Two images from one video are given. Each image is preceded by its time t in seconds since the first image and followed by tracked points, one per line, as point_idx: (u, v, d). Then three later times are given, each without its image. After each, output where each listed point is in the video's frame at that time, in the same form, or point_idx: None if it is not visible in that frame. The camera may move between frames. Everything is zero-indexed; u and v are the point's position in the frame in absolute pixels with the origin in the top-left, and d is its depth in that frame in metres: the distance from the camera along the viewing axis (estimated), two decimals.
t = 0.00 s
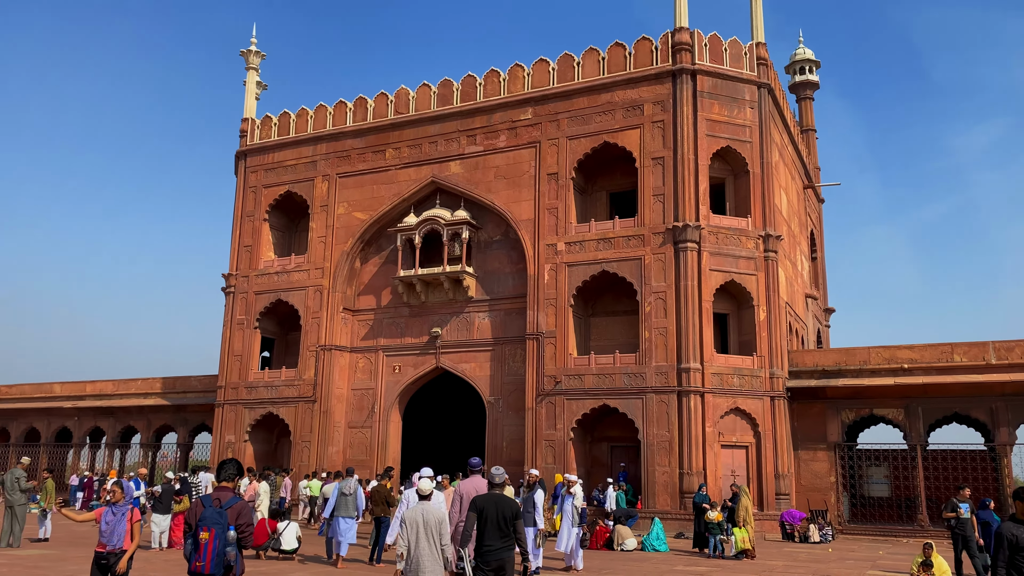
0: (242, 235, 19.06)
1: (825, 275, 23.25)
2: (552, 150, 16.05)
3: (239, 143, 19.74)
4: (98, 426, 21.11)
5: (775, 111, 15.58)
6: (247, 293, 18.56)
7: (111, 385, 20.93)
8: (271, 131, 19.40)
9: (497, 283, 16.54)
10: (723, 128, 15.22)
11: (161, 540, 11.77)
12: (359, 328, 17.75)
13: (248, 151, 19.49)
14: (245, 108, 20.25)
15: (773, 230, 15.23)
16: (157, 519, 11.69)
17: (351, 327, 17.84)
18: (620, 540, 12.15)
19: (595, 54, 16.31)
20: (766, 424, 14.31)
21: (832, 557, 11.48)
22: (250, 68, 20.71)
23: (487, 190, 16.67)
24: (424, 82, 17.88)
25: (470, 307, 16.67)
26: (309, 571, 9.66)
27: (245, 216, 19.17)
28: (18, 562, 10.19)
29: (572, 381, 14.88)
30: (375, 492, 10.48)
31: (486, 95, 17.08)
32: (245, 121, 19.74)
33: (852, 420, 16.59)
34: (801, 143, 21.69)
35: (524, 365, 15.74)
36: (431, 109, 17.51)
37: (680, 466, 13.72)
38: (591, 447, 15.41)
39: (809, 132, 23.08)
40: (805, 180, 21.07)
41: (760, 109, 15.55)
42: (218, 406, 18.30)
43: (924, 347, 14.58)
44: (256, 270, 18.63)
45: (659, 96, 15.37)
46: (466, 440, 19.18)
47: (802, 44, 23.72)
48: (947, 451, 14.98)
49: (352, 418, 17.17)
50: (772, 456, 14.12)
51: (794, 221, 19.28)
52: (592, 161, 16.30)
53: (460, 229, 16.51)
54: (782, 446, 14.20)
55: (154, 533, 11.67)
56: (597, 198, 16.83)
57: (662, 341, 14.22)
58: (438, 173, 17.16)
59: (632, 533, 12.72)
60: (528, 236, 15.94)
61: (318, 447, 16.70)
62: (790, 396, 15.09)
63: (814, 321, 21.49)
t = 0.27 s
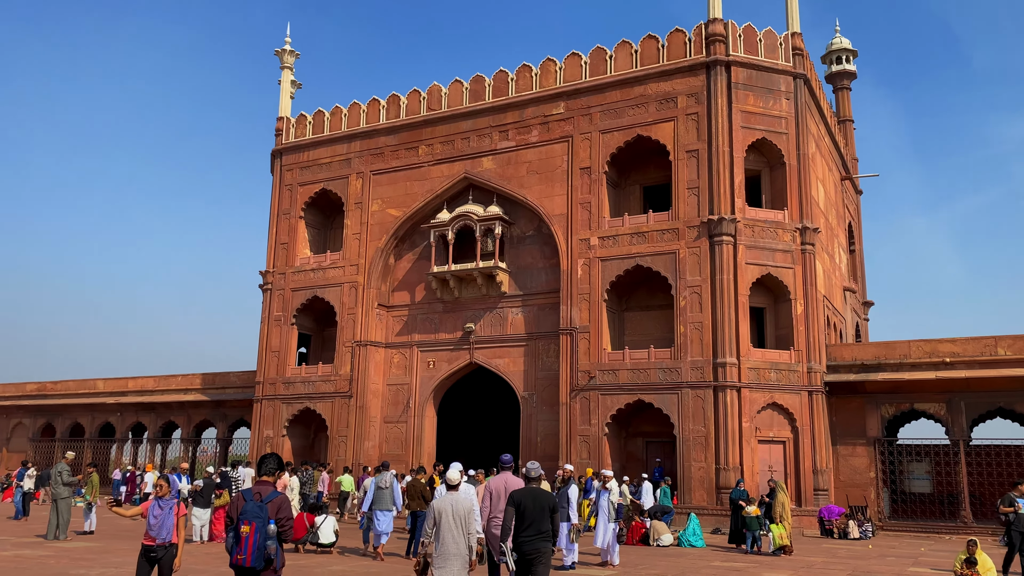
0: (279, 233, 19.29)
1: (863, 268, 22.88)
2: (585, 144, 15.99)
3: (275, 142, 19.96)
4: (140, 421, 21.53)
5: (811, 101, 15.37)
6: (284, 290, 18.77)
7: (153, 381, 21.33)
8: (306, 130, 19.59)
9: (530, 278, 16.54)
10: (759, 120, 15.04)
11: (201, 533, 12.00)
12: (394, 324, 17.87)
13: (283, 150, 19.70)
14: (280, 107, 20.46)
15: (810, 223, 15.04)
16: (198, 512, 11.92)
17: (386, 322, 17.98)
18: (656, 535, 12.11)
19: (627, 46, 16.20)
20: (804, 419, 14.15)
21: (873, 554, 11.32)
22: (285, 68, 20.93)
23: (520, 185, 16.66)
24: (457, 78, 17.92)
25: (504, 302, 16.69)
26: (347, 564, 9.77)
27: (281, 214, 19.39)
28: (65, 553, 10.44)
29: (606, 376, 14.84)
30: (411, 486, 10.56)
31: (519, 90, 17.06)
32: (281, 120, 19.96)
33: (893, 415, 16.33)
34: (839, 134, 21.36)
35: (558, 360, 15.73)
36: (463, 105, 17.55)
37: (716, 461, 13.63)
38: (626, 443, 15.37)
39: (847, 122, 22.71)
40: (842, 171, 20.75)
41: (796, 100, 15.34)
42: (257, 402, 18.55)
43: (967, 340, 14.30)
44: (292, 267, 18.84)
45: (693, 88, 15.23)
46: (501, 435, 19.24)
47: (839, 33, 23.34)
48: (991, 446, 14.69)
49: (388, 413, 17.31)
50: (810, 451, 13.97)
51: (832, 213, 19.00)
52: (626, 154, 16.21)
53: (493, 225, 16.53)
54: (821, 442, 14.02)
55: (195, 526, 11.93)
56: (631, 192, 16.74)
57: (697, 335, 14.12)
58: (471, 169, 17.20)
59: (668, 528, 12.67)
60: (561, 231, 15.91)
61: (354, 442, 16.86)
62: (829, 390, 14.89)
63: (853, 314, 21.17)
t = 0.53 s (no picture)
0: (313, 230, 19.47)
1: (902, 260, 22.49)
2: (617, 138, 15.91)
3: (308, 140, 20.14)
4: (180, 417, 21.89)
5: (848, 91, 15.13)
6: (319, 286, 18.95)
7: (192, 378, 21.68)
8: (339, 128, 19.74)
9: (563, 273, 16.50)
10: (794, 111, 14.84)
11: (240, 528, 12.14)
12: (427, 320, 17.96)
13: (317, 148, 19.88)
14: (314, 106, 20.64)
15: (847, 214, 14.81)
16: (236, 507, 12.04)
17: (419, 318, 18.07)
18: (692, 530, 12.05)
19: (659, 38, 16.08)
20: (842, 413, 13.96)
21: (914, 550, 11.14)
22: (318, 66, 21.10)
23: (552, 180, 16.62)
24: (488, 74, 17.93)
25: (537, 297, 16.69)
26: (383, 558, 9.86)
27: (315, 212, 19.57)
28: (109, 546, 10.66)
29: (640, 370, 14.77)
30: (446, 481, 10.61)
31: (550, 84, 17.01)
32: (314, 118, 20.13)
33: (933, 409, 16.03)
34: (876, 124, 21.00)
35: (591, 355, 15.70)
36: (495, 100, 17.55)
37: (752, 455, 13.50)
38: (660, 438, 15.29)
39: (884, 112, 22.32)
40: (879, 162, 20.41)
41: (832, 90, 15.11)
42: (293, 397, 18.76)
43: (1011, 333, 13.99)
44: (327, 264, 19.01)
45: (727, 80, 15.06)
46: (535, 430, 19.25)
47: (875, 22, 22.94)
48: None
49: (422, 408, 17.40)
50: (848, 445, 13.79)
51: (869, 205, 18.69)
52: (658, 147, 16.09)
53: (525, 220, 16.52)
54: (859, 436, 13.83)
55: (234, 520, 12.03)
56: (664, 185, 16.62)
57: (732, 329, 14.00)
58: (503, 164, 17.20)
59: (704, 523, 12.59)
60: (594, 225, 15.85)
61: (389, 437, 16.99)
62: (867, 384, 14.67)
63: (891, 307, 20.82)
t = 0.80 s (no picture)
0: (346, 227, 19.63)
1: (941, 251, 22.10)
2: (649, 131, 15.82)
3: (341, 138, 20.30)
4: (218, 413, 22.24)
5: (884, 79, 14.88)
6: (353, 283, 19.12)
7: (229, 374, 22.01)
8: (371, 125, 19.88)
9: (595, 267, 16.47)
10: (829, 101, 14.64)
11: (276, 522, 12.28)
12: (460, 315, 18.04)
13: (350, 145, 20.02)
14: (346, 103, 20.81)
15: (884, 205, 14.58)
16: (274, 501, 12.21)
17: (451, 314, 18.15)
18: (727, 525, 11.98)
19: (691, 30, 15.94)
20: (880, 407, 13.78)
21: (956, 545, 10.96)
22: (349, 65, 21.24)
23: (583, 174, 16.58)
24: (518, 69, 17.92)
25: (569, 292, 16.67)
26: (420, 552, 9.94)
27: (348, 209, 19.73)
28: (152, 539, 10.88)
29: (674, 365, 14.70)
30: (480, 475, 10.67)
31: (581, 78, 16.96)
32: (346, 116, 20.28)
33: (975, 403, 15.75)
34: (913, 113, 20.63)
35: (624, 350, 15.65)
36: (525, 95, 17.53)
37: (788, 450, 13.38)
38: (695, 432, 15.21)
39: (922, 100, 21.91)
40: (917, 151, 20.06)
41: (868, 79, 14.87)
42: (329, 393, 18.96)
43: None
44: (360, 260, 19.17)
45: (760, 70, 14.89)
46: (568, 425, 19.26)
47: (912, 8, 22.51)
48: None
49: (455, 403, 17.50)
50: (887, 440, 13.60)
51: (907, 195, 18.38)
52: (691, 140, 15.97)
53: (556, 215, 16.50)
54: (898, 431, 13.64)
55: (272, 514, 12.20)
56: (696, 178, 16.51)
57: (767, 323, 13.87)
58: (534, 159, 17.19)
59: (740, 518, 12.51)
60: (626, 219, 15.79)
61: (423, 431, 17.10)
62: (906, 377, 14.45)
63: (930, 299, 20.47)
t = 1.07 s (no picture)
0: (379, 224, 19.74)
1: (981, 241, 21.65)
2: (681, 123, 15.68)
3: (372, 135, 20.41)
4: (255, 409, 22.54)
5: (921, 67, 14.60)
6: (385, 279, 19.23)
7: (265, 370, 22.29)
8: (402, 122, 19.96)
9: (627, 262, 16.38)
10: (864, 90, 14.40)
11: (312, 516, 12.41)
12: (492, 311, 18.07)
13: (381, 143, 20.12)
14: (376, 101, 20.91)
15: (923, 195, 14.32)
16: (312, 496, 12.36)
17: (483, 309, 18.19)
18: (763, 520, 11.88)
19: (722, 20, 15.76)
20: (919, 400, 13.55)
21: (1000, 541, 10.75)
22: (380, 62, 21.35)
23: (615, 168, 16.49)
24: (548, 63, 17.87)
25: (601, 287, 16.62)
26: (454, 545, 9.98)
27: (380, 206, 19.85)
28: (191, 533, 11.05)
29: (708, 359, 14.58)
30: (515, 470, 10.68)
31: (611, 71, 16.86)
32: (377, 113, 20.39)
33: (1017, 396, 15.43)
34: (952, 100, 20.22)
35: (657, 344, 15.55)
36: (555, 90, 17.48)
37: (825, 444, 13.22)
38: (730, 427, 15.09)
39: (961, 88, 21.46)
40: (956, 139, 19.66)
41: (904, 67, 14.61)
42: (363, 389, 19.10)
43: None
44: (393, 257, 19.26)
45: (793, 60, 14.69)
46: (602, 420, 19.21)
47: None
48: None
49: (488, 398, 17.54)
50: (926, 434, 13.38)
51: (946, 185, 18.03)
52: (723, 132, 15.81)
53: (588, 209, 16.44)
54: (938, 425, 13.40)
55: (309, 509, 12.35)
56: (729, 170, 16.34)
57: (803, 316, 13.70)
58: (564, 153, 17.14)
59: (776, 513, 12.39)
60: (658, 213, 15.68)
61: (457, 427, 17.17)
62: (946, 370, 14.20)
63: (970, 291, 20.07)
